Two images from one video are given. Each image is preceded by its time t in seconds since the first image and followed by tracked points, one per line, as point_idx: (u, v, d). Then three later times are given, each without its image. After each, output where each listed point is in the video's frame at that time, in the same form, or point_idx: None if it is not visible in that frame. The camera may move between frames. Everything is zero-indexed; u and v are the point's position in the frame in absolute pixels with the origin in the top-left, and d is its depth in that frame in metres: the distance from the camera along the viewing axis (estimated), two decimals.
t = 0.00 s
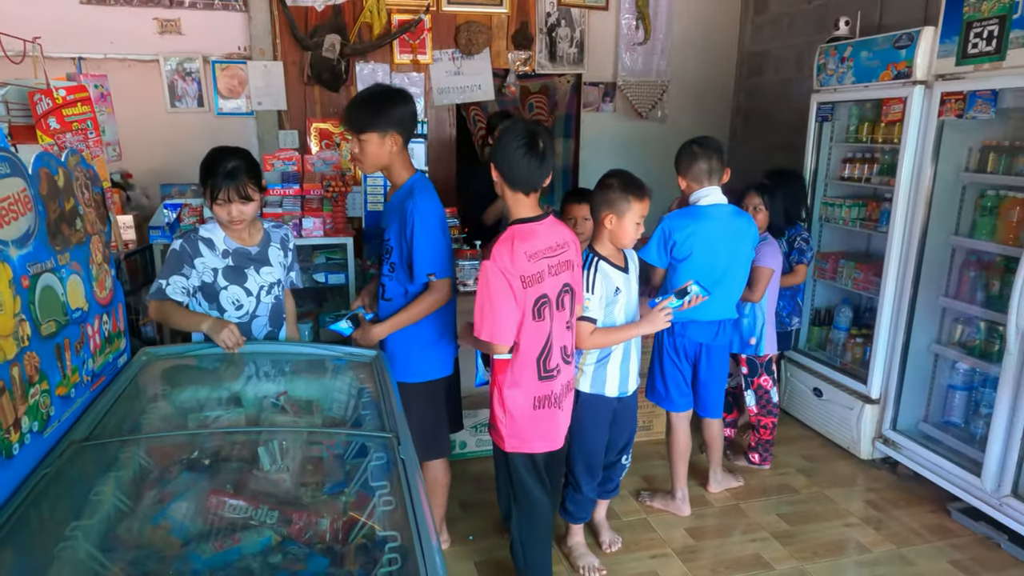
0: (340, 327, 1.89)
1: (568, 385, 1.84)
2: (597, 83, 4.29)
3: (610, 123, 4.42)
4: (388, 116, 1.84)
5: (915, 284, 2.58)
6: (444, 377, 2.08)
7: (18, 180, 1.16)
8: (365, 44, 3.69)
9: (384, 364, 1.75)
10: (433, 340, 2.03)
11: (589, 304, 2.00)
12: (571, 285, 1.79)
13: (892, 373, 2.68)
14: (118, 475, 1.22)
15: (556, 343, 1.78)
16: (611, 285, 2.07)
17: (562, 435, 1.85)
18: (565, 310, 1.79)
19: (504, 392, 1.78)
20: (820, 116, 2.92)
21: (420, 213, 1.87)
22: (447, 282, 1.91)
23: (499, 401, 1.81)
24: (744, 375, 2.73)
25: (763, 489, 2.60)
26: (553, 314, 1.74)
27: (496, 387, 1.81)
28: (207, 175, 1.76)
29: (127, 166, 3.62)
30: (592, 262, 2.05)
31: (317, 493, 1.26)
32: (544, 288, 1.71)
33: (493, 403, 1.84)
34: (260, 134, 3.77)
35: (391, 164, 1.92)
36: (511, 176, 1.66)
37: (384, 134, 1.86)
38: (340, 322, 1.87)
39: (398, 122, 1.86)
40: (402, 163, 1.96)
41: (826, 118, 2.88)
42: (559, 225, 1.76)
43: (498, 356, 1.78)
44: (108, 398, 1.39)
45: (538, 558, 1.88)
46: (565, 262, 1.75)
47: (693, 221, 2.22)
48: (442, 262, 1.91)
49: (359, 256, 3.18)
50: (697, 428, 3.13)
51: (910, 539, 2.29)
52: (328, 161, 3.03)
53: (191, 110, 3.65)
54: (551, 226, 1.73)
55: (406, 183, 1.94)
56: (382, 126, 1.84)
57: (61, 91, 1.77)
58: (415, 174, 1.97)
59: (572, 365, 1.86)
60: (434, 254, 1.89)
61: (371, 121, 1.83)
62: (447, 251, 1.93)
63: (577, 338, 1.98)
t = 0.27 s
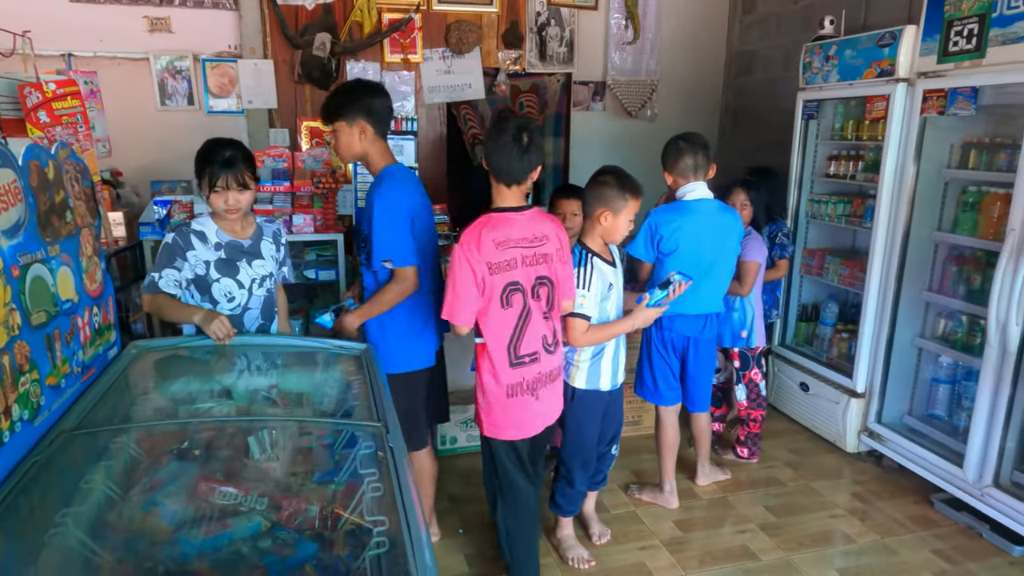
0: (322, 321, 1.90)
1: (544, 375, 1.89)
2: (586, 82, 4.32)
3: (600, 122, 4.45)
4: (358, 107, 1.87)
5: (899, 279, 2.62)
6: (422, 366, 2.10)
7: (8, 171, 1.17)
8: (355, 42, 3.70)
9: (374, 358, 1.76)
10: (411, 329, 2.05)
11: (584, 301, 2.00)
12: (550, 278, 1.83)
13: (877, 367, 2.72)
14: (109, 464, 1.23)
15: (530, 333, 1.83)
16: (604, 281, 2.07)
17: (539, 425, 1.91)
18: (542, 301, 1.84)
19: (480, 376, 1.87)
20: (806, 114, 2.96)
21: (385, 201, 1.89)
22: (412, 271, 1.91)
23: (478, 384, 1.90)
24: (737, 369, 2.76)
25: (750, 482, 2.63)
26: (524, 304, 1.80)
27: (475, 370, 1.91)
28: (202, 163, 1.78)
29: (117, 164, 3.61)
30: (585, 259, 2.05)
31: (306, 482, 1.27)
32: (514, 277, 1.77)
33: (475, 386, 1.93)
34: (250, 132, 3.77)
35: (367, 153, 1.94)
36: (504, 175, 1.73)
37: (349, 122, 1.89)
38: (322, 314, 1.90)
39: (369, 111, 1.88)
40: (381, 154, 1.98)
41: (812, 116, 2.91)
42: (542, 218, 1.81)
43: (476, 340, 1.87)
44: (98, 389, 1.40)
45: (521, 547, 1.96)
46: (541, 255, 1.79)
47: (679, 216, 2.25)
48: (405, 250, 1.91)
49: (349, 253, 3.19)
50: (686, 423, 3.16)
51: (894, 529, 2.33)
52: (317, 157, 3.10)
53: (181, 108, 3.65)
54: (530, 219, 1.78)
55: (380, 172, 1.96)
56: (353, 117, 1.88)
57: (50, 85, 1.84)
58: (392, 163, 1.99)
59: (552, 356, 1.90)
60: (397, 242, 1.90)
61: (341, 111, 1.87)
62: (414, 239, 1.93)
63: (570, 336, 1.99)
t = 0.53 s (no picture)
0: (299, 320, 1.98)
1: (511, 365, 1.94)
2: (575, 82, 4.34)
3: (589, 121, 4.47)
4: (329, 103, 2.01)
5: (883, 275, 2.66)
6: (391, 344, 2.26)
7: None
8: (345, 41, 3.69)
9: (362, 354, 1.78)
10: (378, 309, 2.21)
11: (576, 297, 2.01)
12: (526, 272, 1.89)
13: (862, 362, 2.75)
14: (95, 458, 1.23)
15: (500, 321, 1.90)
16: (594, 277, 2.09)
17: (503, 412, 1.97)
18: (517, 292, 1.90)
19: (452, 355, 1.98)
20: (792, 113, 2.99)
21: (340, 193, 2.03)
22: (362, 260, 2.05)
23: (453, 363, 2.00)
24: (727, 363, 2.78)
25: (737, 477, 2.65)
26: (496, 291, 1.88)
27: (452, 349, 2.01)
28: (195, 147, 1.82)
29: (104, 163, 3.59)
30: (575, 256, 2.05)
31: (295, 475, 1.25)
32: (488, 265, 1.85)
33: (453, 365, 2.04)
34: (239, 131, 3.76)
35: (340, 148, 2.09)
36: (501, 170, 1.80)
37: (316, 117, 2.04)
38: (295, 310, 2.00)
39: (337, 108, 2.03)
40: (353, 148, 2.12)
41: (797, 114, 2.95)
42: (526, 214, 1.87)
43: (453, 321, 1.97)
44: (84, 383, 1.42)
45: (498, 536, 2.05)
46: (518, 248, 1.85)
47: (665, 212, 2.27)
48: (355, 240, 2.05)
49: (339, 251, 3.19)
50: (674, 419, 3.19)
51: (879, 522, 2.36)
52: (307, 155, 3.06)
53: (169, 106, 3.64)
54: (513, 212, 1.85)
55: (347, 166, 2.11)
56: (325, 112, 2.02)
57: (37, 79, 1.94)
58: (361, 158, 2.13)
59: (522, 347, 1.96)
60: (346, 233, 2.04)
61: (309, 109, 2.03)
62: (368, 230, 2.07)
63: (565, 333, 2.01)
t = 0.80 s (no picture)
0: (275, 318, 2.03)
1: (492, 354, 1.96)
2: (569, 83, 4.36)
3: (583, 122, 4.48)
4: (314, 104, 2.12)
5: (876, 272, 2.68)
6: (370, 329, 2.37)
7: None
8: (339, 42, 3.70)
9: (357, 350, 1.77)
10: (356, 298, 2.31)
11: (571, 294, 2.01)
12: (516, 266, 1.91)
13: (855, 359, 2.77)
14: (89, 453, 1.23)
15: (485, 308, 1.93)
16: (588, 274, 2.09)
17: (478, 399, 1.98)
18: (505, 284, 1.92)
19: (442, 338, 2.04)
20: (784, 112, 3.01)
21: (311, 188, 2.16)
22: (327, 253, 2.18)
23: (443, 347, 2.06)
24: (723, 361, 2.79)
25: (731, 475, 2.67)
26: (483, 279, 1.92)
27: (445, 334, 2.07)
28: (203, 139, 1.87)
29: (97, 163, 3.58)
30: (570, 253, 2.05)
31: (290, 470, 1.25)
32: (478, 253, 1.90)
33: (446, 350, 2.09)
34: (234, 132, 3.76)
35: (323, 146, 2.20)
36: (505, 167, 1.87)
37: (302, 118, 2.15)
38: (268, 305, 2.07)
39: (320, 109, 2.14)
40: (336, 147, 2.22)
41: (790, 114, 2.97)
42: (524, 210, 1.90)
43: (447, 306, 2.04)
44: (77, 380, 1.42)
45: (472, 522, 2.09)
46: (509, 241, 1.88)
47: (659, 209, 2.28)
48: (322, 233, 2.17)
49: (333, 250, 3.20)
50: (668, 418, 3.20)
51: (872, 518, 2.37)
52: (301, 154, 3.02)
53: (162, 106, 3.63)
54: (511, 207, 1.89)
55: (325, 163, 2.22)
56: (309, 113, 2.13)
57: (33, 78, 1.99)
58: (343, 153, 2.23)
59: (506, 341, 1.96)
60: (312, 225, 2.17)
61: (294, 110, 2.15)
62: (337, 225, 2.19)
63: (560, 329, 2.02)
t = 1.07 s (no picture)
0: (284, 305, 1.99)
1: (483, 353, 1.98)
2: (566, 87, 4.38)
3: (580, 126, 4.50)
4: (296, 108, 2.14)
5: (870, 276, 2.70)
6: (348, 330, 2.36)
7: None
8: (336, 46, 3.71)
9: (356, 354, 1.78)
10: (336, 299, 2.31)
11: (569, 296, 2.02)
12: (512, 269, 1.93)
13: (850, 362, 2.79)
14: (87, 456, 1.24)
15: (478, 308, 1.97)
16: (585, 278, 2.10)
17: (468, 397, 2.01)
18: (500, 286, 1.94)
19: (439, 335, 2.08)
20: (780, 117, 3.03)
21: (298, 189, 2.17)
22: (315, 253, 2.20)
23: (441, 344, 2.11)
24: (713, 364, 2.80)
25: (728, 477, 2.68)
26: (479, 279, 1.95)
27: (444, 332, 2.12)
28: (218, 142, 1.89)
29: (94, 166, 3.58)
30: (567, 256, 2.07)
31: (288, 474, 1.25)
32: (476, 253, 1.94)
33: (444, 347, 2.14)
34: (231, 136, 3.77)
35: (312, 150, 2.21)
36: (505, 169, 1.89)
37: (292, 123, 2.15)
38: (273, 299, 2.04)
39: (307, 111, 2.15)
40: (326, 148, 2.23)
41: (785, 119, 2.99)
42: (523, 213, 1.91)
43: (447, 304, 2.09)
44: (75, 384, 1.42)
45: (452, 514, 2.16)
46: (506, 243, 1.91)
47: (654, 213, 2.30)
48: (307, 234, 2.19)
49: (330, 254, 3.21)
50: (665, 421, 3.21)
51: (867, 520, 2.38)
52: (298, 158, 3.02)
53: (159, 110, 3.64)
54: (510, 210, 1.92)
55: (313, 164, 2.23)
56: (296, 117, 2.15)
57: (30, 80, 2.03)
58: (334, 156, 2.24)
59: (498, 342, 1.98)
60: (298, 226, 2.19)
61: (284, 116, 2.15)
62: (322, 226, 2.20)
63: (557, 331, 2.03)
